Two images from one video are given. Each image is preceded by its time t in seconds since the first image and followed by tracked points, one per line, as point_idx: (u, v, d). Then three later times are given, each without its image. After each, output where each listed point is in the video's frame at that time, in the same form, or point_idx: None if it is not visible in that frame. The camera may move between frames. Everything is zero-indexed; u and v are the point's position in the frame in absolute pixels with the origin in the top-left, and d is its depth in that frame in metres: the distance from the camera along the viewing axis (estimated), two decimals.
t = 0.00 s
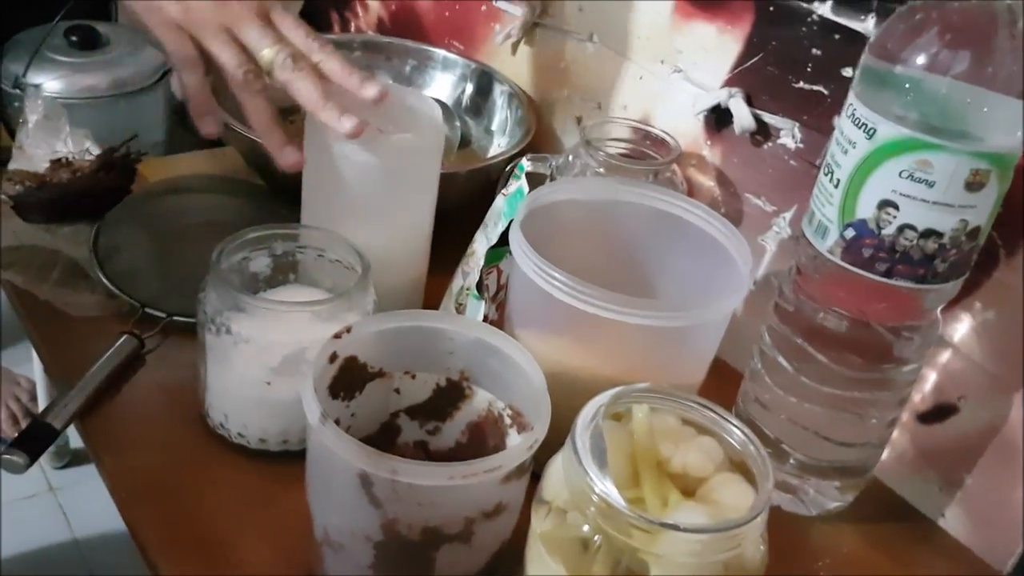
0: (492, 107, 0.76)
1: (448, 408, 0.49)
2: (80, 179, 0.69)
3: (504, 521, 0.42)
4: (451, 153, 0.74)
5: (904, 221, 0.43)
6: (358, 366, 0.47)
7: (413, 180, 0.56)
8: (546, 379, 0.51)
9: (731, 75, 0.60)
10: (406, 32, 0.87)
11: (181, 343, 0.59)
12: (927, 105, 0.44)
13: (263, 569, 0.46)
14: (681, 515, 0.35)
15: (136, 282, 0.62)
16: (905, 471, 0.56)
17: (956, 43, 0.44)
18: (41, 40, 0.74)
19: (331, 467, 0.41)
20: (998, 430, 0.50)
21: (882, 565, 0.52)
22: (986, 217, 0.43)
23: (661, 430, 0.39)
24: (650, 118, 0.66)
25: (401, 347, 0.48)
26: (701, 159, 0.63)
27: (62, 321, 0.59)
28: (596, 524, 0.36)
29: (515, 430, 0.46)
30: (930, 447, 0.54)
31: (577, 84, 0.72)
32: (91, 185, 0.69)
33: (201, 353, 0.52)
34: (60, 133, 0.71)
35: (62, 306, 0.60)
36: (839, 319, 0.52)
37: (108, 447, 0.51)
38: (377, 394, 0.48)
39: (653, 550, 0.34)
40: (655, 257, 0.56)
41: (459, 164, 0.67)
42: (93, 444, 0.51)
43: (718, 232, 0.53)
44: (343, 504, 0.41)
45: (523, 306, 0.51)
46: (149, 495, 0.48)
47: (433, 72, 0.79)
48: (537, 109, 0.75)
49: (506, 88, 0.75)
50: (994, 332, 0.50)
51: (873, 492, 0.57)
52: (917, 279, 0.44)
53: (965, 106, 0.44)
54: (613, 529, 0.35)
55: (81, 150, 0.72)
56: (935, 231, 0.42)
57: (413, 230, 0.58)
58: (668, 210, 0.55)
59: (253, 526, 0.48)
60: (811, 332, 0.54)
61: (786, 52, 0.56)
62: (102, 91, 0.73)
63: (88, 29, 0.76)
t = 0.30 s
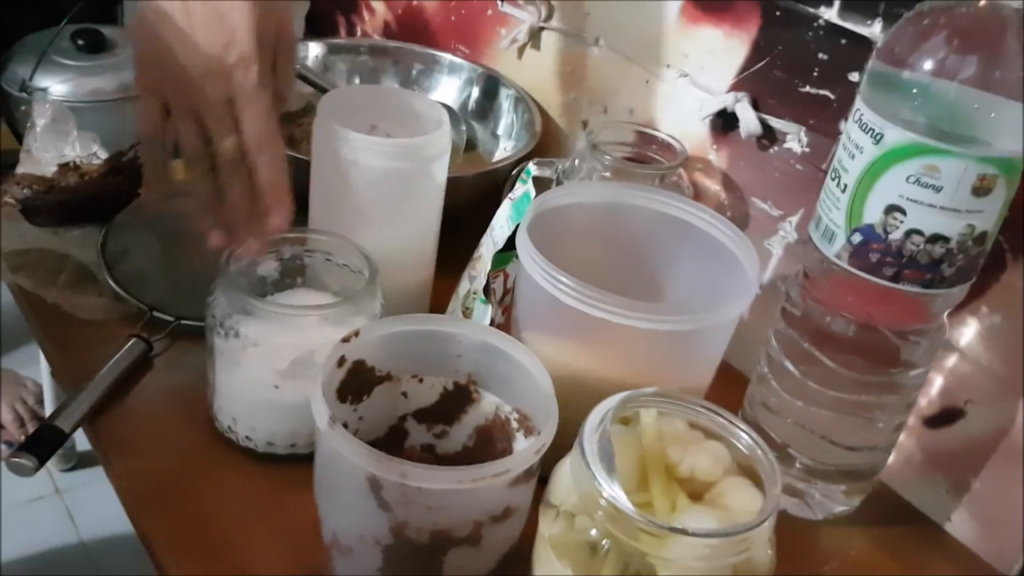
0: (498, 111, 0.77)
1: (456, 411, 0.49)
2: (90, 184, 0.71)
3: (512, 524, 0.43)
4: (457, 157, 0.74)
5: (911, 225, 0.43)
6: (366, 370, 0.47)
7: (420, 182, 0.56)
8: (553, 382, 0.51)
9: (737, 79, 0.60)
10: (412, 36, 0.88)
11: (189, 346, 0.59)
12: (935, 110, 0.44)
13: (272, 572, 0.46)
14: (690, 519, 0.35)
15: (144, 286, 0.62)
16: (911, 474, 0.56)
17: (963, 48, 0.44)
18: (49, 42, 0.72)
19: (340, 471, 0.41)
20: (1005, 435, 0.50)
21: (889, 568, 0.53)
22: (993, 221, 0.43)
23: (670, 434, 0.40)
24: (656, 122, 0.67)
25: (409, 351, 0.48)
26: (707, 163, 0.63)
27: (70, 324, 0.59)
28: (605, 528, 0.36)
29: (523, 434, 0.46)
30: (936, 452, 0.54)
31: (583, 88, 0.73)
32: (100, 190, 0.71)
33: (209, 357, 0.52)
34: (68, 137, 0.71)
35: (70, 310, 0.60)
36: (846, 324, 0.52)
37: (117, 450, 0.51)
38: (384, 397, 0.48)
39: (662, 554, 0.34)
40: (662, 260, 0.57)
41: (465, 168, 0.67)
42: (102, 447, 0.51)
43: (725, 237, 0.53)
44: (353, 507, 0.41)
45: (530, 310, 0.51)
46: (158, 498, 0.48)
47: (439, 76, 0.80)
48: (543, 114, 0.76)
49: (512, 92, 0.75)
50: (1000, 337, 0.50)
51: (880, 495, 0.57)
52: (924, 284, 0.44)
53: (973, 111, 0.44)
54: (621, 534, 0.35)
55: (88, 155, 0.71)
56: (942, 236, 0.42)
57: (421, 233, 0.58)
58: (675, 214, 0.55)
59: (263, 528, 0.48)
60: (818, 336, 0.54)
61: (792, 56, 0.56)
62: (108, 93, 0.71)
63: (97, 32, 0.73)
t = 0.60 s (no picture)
0: (502, 118, 0.77)
1: (460, 417, 0.49)
2: (96, 191, 0.70)
3: (516, 530, 0.43)
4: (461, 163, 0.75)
5: (913, 232, 0.43)
6: (371, 376, 0.47)
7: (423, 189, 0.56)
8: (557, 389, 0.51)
9: (739, 86, 0.60)
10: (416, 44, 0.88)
11: (194, 352, 0.59)
12: (937, 117, 0.45)
13: None
14: (694, 525, 0.35)
15: (150, 292, 0.62)
16: (914, 480, 0.56)
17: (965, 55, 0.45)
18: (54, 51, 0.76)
19: (345, 476, 0.41)
20: (1007, 440, 0.50)
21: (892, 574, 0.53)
22: (995, 228, 0.43)
23: (673, 440, 0.40)
24: (659, 129, 0.67)
25: (413, 358, 0.48)
26: (710, 170, 0.64)
27: (76, 331, 0.59)
28: (608, 534, 0.36)
29: (527, 440, 0.46)
30: (939, 457, 0.54)
31: (586, 95, 0.73)
32: (107, 196, 0.70)
33: (214, 364, 0.52)
34: (74, 144, 0.72)
35: (76, 316, 0.61)
36: (848, 330, 0.52)
37: (123, 456, 0.51)
38: (389, 404, 0.48)
39: (666, 560, 0.34)
40: (665, 267, 0.57)
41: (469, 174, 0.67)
42: (109, 453, 0.51)
43: (729, 243, 0.53)
44: (358, 513, 0.41)
45: (534, 316, 0.52)
46: (163, 504, 0.49)
47: (443, 82, 0.80)
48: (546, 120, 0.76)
49: (516, 99, 0.76)
50: (1003, 343, 0.50)
51: (883, 501, 0.57)
52: (927, 290, 0.44)
53: (973, 119, 0.44)
54: (626, 540, 0.35)
55: (95, 161, 0.72)
56: (944, 243, 0.43)
57: (425, 240, 0.58)
58: (678, 221, 0.55)
59: (267, 533, 0.48)
60: (820, 342, 0.54)
61: (795, 64, 0.56)
62: (112, 100, 0.75)
63: (100, 40, 0.77)
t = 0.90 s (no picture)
0: (501, 130, 0.77)
1: (460, 428, 0.49)
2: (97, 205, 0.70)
3: (516, 542, 0.43)
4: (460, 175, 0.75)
5: (908, 244, 0.43)
6: (372, 389, 0.47)
7: (424, 203, 0.56)
8: (557, 400, 0.52)
9: (736, 99, 0.60)
10: (417, 58, 0.89)
11: (197, 365, 0.60)
12: (932, 130, 0.45)
13: None
14: (691, 537, 0.36)
15: (152, 305, 0.63)
16: (913, 490, 0.57)
17: (959, 69, 0.45)
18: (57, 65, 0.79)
19: (345, 487, 0.41)
20: (1005, 450, 0.50)
21: None
22: (990, 240, 0.43)
23: (671, 452, 0.40)
24: (657, 141, 0.67)
25: (413, 371, 0.49)
26: (708, 182, 0.64)
27: (79, 344, 0.60)
28: (607, 547, 0.36)
29: (526, 452, 0.47)
30: (937, 467, 0.55)
31: (584, 107, 0.73)
32: (109, 210, 0.71)
33: (216, 377, 0.53)
34: (77, 158, 0.73)
35: (79, 329, 0.61)
36: (845, 341, 0.52)
37: (126, 469, 0.51)
38: (389, 416, 0.49)
39: (663, 573, 0.34)
40: (664, 279, 0.57)
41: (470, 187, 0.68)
42: (111, 467, 0.52)
43: (728, 256, 0.54)
44: (359, 525, 0.41)
45: (532, 328, 0.52)
46: (165, 516, 0.49)
47: (443, 95, 0.81)
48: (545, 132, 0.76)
49: (515, 112, 0.76)
50: (1000, 353, 0.50)
51: (882, 511, 0.58)
52: (922, 302, 0.44)
53: (968, 132, 0.45)
54: (624, 552, 0.35)
55: (97, 175, 0.73)
56: (939, 255, 0.43)
57: (425, 253, 0.59)
58: (677, 233, 0.56)
59: (269, 545, 0.48)
60: (817, 353, 0.54)
61: (791, 77, 0.57)
62: (114, 113, 0.77)
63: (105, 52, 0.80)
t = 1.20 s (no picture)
0: (496, 147, 0.78)
1: (454, 446, 0.49)
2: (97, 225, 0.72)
3: (507, 560, 0.43)
4: (456, 193, 0.76)
5: (895, 262, 0.44)
6: (367, 407, 0.48)
7: (418, 221, 0.57)
8: (550, 416, 0.52)
9: (727, 116, 0.61)
10: (414, 76, 0.90)
11: (194, 383, 0.60)
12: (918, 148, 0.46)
13: None
14: (680, 554, 0.36)
15: (149, 323, 0.64)
16: (906, 505, 0.57)
17: (943, 88, 0.46)
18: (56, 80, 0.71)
19: (338, 506, 0.42)
20: (997, 465, 0.51)
21: None
22: (976, 257, 0.44)
23: (661, 470, 0.40)
24: (650, 158, 0.68)
25: (408, 389, 0.49)
26: (700, 198, 0.65)
27: (76, 364, 0.60)
28: (596, 564, 0.36)
29: (519, 469, 0.47)
30: (930, 482, 0.55)
31: (579, 125, 0.74)
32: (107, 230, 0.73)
33: (212, 395, 0.53)
34: (76, 178, 0.72)
35: (77, 348, 0.62)
36: (836, 357, 0.52)
37: (122, 487, 0.52)
38: (384, 434, 0.49)
39: None
40: (657, 295, 0.57)
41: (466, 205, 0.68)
42: (108, 485, 0.52)
43: (719, 272, 0.54)
44: (352, 544, 0.42)
45: (525, 346, 0.52)
46: (161, 534, 0.49)
47: (439, 114, 0.81)
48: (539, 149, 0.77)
49: (510, 129, 0.77)
50: (990, 369, 0.50)
51: (876, 526, 0.58)
52: (911, 318, 0.45)
53: (953, 150, 0.45)
54: (614, 570, 0.35)
55: (96, 196, 0.73)
56: (926, 272, 0.43)
57: (419, 270, 0.59)
58: (669, 250, 0.56)
59: (264, 562, 0.49)
60: (809, 369, 0.55)
61: (781, 95, 0.57)
62: (116, 131, 0.71)
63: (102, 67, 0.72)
